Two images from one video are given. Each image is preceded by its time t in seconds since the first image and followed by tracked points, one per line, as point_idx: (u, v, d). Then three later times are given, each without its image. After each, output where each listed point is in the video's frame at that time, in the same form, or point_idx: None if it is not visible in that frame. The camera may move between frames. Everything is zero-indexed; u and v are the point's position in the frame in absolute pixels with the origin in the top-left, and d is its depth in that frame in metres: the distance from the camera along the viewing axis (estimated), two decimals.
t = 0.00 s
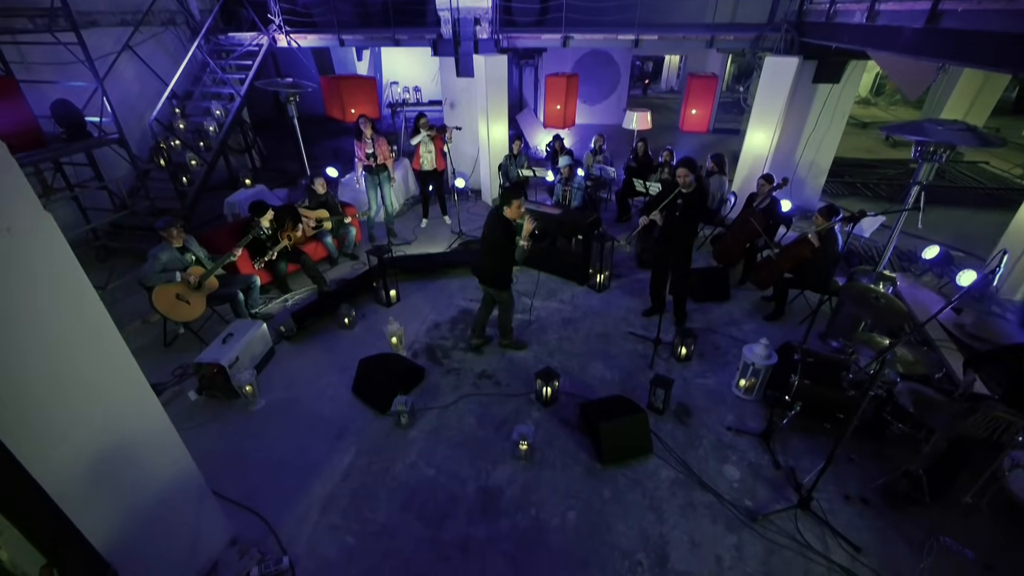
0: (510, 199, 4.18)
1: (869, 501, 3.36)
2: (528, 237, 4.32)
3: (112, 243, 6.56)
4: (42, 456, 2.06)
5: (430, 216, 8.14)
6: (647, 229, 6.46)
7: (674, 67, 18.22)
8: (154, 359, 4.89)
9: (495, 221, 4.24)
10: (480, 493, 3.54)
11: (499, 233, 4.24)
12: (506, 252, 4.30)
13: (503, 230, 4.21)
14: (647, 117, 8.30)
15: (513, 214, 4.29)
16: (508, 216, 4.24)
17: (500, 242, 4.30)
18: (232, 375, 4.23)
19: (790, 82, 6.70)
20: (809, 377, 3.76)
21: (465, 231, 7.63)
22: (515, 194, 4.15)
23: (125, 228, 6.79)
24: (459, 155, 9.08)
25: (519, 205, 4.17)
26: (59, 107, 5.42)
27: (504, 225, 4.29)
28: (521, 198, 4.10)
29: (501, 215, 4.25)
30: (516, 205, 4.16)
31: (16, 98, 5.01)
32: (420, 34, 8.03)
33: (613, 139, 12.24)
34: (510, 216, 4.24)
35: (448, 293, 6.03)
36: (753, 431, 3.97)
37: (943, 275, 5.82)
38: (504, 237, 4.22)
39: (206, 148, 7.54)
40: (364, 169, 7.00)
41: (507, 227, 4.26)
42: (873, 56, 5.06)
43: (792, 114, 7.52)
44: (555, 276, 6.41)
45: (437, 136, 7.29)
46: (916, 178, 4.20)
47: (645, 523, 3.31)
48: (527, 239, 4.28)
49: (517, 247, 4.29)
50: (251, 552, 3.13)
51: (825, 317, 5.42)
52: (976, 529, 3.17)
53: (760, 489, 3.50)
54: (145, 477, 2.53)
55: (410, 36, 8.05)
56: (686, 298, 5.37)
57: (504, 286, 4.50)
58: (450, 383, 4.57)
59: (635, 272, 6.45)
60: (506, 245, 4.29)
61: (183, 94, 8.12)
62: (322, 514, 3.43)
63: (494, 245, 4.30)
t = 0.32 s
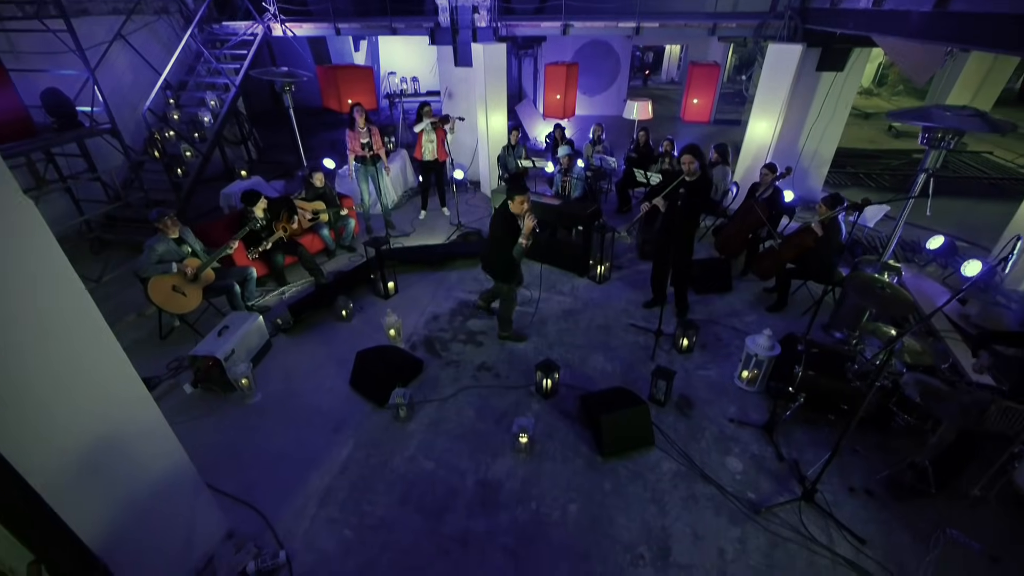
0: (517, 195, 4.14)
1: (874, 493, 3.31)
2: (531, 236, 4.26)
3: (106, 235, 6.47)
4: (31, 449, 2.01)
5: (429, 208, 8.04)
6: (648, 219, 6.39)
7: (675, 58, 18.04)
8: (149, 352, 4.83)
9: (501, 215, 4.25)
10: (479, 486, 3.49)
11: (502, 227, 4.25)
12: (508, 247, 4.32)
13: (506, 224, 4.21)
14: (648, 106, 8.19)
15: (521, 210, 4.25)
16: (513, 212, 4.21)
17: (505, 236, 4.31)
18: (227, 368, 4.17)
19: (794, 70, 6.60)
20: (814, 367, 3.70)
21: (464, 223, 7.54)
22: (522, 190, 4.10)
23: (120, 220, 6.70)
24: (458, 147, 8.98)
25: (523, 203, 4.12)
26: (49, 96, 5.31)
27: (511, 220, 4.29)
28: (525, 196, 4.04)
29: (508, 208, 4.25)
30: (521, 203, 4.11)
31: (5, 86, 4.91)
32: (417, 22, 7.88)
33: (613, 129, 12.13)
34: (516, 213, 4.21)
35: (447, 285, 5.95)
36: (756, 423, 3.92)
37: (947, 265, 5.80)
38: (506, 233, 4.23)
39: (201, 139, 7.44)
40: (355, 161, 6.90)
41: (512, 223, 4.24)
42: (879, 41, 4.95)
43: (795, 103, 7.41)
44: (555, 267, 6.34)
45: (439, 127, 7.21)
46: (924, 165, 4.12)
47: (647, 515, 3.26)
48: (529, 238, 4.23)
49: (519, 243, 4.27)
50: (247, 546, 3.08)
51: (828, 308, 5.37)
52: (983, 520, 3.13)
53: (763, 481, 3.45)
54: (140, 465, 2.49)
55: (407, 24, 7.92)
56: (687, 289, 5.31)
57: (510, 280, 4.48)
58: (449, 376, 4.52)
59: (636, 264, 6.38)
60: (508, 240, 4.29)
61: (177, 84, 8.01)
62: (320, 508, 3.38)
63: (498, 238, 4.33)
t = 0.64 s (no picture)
0: (511, 186, 4.07)
1: (881, 490, 3.25)
2: (526, 230, 4.16)
3: (101, 231, 6.41)
4: (17, 448, 1.95)
5: (428, 202, 7.96)
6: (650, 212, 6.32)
7: (676, 50, 17.88)
8: (145, 350, 4.77)
9: (498, 207, 4.26)
10: (479, 484, 3.44)
11: (499, 219, 4.25)
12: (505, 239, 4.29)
13: (502, 216, 4.19)
14: (650, 98, 8.06)
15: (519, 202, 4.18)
16: (509, 204, 4.16)
17: (507, 226, 4.30)
18: (224, 365, 4.11)
19: (798, 60, 6.50)
20: (820, 363, 3.64)
21: (464, 217, 7.45)
22: (515, 182, 4.02)
23: (115, 216, 6.64)
24: (458, 141, 8.90)
25: (515, 194, 4.04)
26: (41, 90, 5.23)
27: (511, 211, 4.25)
28: (514, 188, 3.96)
29: (506, 200, 4.22)
30: (512, 195, 4.03)
31: None
32: (416, 14, 7.77)
33: (614, 122, 12.06)
34: (511, 204, 4.16)
35: (446, 279, 5.88)
36: (760, 419, 3.85)
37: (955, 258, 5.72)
38: (502, 224, 4.22)
39: (197, 134, 7.37)
40: (352, 155, 6.81)
41: (509, 215, 4.20)
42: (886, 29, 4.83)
43: (799, 94, 7.32)
44: (557, 262, 6.27)
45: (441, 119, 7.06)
46: (933, 155, 4.03)
47: (650, 513, 3.20)
48: (522, 231, 4.15)
49: (515, 237, 4.22)
50: (242, 546, 3.03)
51: (833, 303, 5.27)
52: (994, 519, 3.06)
53: (768, 479, 3.39)
54: (131, 463, 2.44)
55: (404, 16, 7.78)
56: (690, 283, 5.24)
57: (512, 271, 4.49)
58: (448, 372, 4.46)
59: (638, 258, 6.29)
60: (505, 231, 4.26)
61: (173, 79, 7.95)
62: (316, 507, 3.32)
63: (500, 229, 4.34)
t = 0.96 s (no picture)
0: (505, 180, 4.03)
1: (887, 495, 3.18)
2: (519, 224, 4.19)
3: (94, 229, 6.33)
4: None
5: (426, 199, 7.86)
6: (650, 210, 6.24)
7: (676, 45, 17.74)
8: (137, 351, 4.68)
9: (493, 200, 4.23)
10: (475, 489, 3.36)
11: (493, 215, 4.21)
12: (499, 233, 4.28)
13: (497, 211, 4.16)
14: (650, 94, 7.96)
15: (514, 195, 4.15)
16: (503, 197, 4.14)
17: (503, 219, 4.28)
18: (216, 366, 4.04)
19: (801, 55, 6.40)
20: (824, 364, 3.58)
21: (462, 215, 7.36)
22: (509, 174, 3.98)
23: (109, 214, 6.56)
24: (456, 138, 8.79)
25: (509, 188, 4.00)
26: (31, 85, 5.15)
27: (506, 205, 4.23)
28: (507, 182, 3.93)
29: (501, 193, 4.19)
30: (506, 188, 4.00)
31: None
32: (413, 8, 7.64)
33: (614, 119, 11.97)
34: (506, 198, 4.13)
35: (444, 278, 5.80)
36: (763, 421, 3.77)
37: (960, 256, 5.64)
38: (496, 220, 4.17)
39: (192, 130, 7.28)
40: (350, 152, 6.74)
41: (503, 209, 4.18)
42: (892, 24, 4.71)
43: (802, 90, 7.21)
44: (556, 260, 6.17)
45: (440, 114, 6.95)
46: (941, 151, 3.93)
47: (650, 519, 3.13)
48: (516, 225, 4.16)
49: (509, 231, 4.22)
50: (232, 552, 2.92)
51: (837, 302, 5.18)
52: (1003, 527, 2.99)
53: (770, 483, 3.32)
54: (117, 467, 2.36)
55: (401, 10, 7.65)
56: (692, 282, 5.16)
57: (511, 269, 4.41)
58: (445, 373, 4.38)
59: (638, 256, 6.20)
60: (498, 226, 4.23)
61: (168, 74, 7.86)
62: (309, 513, 3.25)
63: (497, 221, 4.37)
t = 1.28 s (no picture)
0: (504, 175, 3.99)
1: (890, 513, 3.10)
2: (515, 221, 4.14)
3: (85, 233, 6.24)
4: None
5: (423, 202, 7.76)
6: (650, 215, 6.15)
7: (676, 46, 17.67)
8: (125, 358, 4.59)
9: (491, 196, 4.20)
10: (468, 504, 3.28)
11: (490, 210, 4.18)
12: (495, 228, 4.25)
13: (494, 208, 4.13)
14: (650, 97, 7.87)
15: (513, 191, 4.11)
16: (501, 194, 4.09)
17: (501, 215, 4.25)
18: (205, 376, 3.95)
19: (803, 59, 6.31)
20: (826, 378, 3.46)
21: (459, 218, 7.28)
22: (507, 170, 3.94)
23: (101, 217, 6.48)
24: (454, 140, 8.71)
25: (507, 184, 3.96)
26: (20, 87, 5.05)
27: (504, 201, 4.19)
28: (506, 177, 3.89)
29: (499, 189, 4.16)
30: (504, 184, 3.95)
31: None
32: (411, 9, 7.57)
33: (614, 120, 11.89)
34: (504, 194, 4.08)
35: (440, 284, 5.72)
36: (763, 434, 3.70)
37: (963, 263, 5.59)
38: (493, 214, 4.13)
39: (187, 132, 7.21)
40: (349, 154, 6.59)
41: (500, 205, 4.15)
42: (896, 28, 4.63)
43: (803, 93, 7.13)
44: (554, 266, 6.09)
45: (439, 117, 6.88)
46: (946, 160, 3.83)
47: (647, 538, 3.05)
48: (512, 222, 4.12)
49: (505, 227, 4.18)
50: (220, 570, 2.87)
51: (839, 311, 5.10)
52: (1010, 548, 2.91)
53: (771, 500, 3.24)
54: (101, 482, 2.31)
55: (399, 11, 7.58)
56: (692, 289, 5.07)
57: (508, 266, 4.37)
58: (439, 383, 4.30)
59: (637, 262, 6.12)
60: (495, 221, 4.20)
61: (163, 75, 7.78)
62: (298, 529, 3.17)
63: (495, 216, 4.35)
